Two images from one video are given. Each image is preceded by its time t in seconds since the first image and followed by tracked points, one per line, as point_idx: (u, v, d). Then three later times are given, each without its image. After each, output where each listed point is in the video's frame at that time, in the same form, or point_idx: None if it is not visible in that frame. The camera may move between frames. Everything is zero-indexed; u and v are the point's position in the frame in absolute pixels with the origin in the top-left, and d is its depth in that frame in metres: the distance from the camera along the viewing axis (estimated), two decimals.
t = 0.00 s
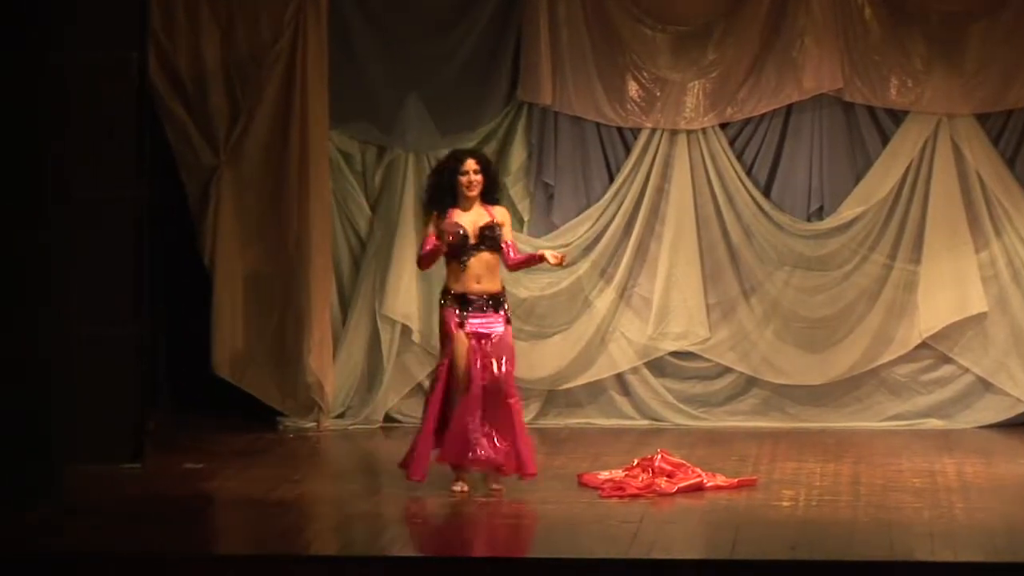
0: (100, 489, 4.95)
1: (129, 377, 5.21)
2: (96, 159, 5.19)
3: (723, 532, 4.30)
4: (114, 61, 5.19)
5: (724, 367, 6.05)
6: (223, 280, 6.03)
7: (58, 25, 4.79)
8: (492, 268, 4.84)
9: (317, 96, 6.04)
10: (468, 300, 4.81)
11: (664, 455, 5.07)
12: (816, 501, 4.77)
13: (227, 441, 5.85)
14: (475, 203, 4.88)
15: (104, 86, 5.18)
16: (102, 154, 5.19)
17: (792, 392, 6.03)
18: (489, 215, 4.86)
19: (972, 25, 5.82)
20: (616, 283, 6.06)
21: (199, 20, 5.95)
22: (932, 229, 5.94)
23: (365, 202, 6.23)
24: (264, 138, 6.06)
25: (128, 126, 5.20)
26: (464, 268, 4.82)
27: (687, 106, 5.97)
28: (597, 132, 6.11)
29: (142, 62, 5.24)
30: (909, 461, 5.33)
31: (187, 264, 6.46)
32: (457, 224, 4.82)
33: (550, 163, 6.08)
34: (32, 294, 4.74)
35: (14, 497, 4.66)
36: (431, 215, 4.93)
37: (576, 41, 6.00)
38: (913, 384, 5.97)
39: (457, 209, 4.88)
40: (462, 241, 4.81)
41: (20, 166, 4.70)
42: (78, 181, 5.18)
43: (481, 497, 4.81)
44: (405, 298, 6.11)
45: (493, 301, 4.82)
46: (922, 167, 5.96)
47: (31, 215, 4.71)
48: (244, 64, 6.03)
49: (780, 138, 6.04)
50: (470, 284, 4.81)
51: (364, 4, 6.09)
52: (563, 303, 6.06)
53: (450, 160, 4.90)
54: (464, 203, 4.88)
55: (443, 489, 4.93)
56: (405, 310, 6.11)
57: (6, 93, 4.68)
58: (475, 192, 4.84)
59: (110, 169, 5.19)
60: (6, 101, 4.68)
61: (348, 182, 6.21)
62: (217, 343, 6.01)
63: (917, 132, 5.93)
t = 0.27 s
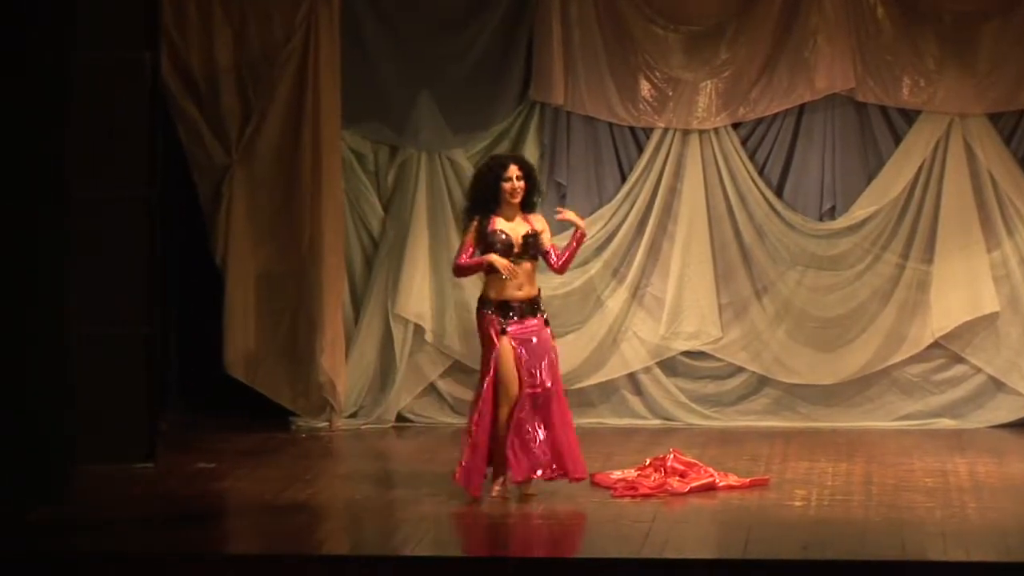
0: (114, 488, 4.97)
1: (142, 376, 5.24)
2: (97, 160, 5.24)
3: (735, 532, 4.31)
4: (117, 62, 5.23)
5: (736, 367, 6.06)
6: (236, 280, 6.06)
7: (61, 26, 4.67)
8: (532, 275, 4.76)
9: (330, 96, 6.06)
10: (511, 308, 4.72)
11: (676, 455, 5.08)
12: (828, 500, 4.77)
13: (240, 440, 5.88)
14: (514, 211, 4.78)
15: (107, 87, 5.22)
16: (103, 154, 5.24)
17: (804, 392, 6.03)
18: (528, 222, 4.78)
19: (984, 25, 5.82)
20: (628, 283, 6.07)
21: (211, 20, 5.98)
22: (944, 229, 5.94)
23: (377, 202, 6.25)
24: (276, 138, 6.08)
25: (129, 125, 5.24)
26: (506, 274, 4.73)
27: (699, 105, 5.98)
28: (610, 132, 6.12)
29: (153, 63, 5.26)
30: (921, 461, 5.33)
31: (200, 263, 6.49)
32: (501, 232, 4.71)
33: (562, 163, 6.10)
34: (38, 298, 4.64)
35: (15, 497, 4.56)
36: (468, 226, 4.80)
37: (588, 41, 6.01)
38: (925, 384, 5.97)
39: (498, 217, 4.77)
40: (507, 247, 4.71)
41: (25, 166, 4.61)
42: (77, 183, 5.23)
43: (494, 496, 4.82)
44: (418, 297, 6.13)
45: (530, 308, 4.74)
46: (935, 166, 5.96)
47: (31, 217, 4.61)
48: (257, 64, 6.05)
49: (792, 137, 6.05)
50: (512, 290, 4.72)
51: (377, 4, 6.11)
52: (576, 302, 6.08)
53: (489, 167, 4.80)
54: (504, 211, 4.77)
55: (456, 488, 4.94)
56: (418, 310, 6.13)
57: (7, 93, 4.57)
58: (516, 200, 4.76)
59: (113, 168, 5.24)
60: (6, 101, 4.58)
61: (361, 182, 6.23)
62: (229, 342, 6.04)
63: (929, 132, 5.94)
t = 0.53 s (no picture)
0: (108, 488, 4.96)
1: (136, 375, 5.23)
2: (97, 160, 5.23)
3: (730, 532, 4.30)
4: (118, 61, 5.22)
5: (731, 367, 6.05)
6: (230, 280, 6.05)
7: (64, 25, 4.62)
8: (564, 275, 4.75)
9: (325, 96, 6.05)
10: (546, 308, 4.70)
11: (671, 455, 5.07)
12: (823, 500, 4.77)
13: (235, 441, 5.87)
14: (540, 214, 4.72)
15: (108, 86, 5.22)
16: (103, 154, 5.23)
17: (799, 392, 6.03)
18: (554, 224, 4.74)
19: (979, 25, 5.82)
20: (623, 283, 6.07)
21: (206, 19, 5.97)
22: (939, 228, 5.94)
23: (372, 202, 6.24)
24: (271, 137, 6.07)
25: (128, 126, 5.23)
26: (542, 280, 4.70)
27: (694, 105, 5.97)
28: (605, 132, 6.12)
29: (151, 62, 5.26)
30: (916, 461, 5.33)
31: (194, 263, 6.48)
32: (534, 235, 4.65)
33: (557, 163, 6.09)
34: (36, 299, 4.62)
35: (15, 497, 4.58)
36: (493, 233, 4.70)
37: (583, 41, 6.01)
38: (920, 384, 5.97)
39: (527, 221, 4.69)
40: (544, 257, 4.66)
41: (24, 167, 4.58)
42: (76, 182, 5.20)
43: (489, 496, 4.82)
44: (413, 297, 6.13)
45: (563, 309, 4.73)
46: (930, 166, 5.96)
47: (30, 217, 4.59)
48: (251, 64, 6.03)
49: (788, 137, 6.04)
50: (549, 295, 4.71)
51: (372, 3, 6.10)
52: (571, 303, 6.08)
53: (512, 172, 4.71)
54: (531, 215, 4.70)
55: (451, 489, 4.93)
56: (413, 310, 6.12)
57: (7, 94, 4.57)
58: (542, 205, 4.69)
59: (111, 168, 5.23)
60: (6, 101, 4.58)
61: (356, 182, 6.22)
62: (224, 342, 6.04)
63: (924, 132, 5.93)
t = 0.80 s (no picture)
0: (98, 489, 4.95)
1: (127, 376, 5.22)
2: (94, 160, 5.23)
3: (721, 533, 4.30)
4: (110, 62, 5.21)
5: (722, 368, 6.06)
6: (220, 280, 6.03)
7: (60, 25, 4.58)
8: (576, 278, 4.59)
9: (315, 97, 6.04)
10: (557, 310, 4.55)
11: (662, 456, 5.07)
12: (814, 501, 4.77)
13: (225, 441, 5.86)
14: (555, 215, 4.55)
15: (102, 87, 5.21)
16: (101, 154, 5.23)
17: (790, 392, 6.03)
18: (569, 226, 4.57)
19: (970, 26, 5.82)
20: (614, 283, 6.06)
21: (197, 20, 5.96)
22: (930, 229, 5.94)
23: (363, 203, 6.23)
24: (262, 138, 6.06)
25: (125, 126, 5.22)
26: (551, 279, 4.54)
27: (685, 106, 5.97)
28: (595, 133, 6.11)
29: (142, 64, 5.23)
30: (908, 461, 5.33)
31: (185, 263, 6.47)
32: (547, 236, 4.50)
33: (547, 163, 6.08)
34: (28, 299, 4.54)
35: (14, 497, 4.49)
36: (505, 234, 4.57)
37: (574, 41, 6.00)
38: (910, 384, 5.97)
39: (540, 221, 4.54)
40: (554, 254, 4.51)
41: (20, 166, 4.52)
42: (77, 182, 5.22)
43: (480, 497, 4.82)
44: (404, 298, 6.12)
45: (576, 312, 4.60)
46: (920, 167, 5.96)
47: (30, 217, 4.52)
48: (242, 64, 6.02)
49: (778, 138, 6.04)
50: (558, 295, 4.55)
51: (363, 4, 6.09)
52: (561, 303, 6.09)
53: (528, 172, 4.54)
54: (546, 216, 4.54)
55: (442, 489, 4.93)
56: (405, 310, 6.12)
57: (6, 93, 4.50)
58: (557, 206, 4.53)
59: (104, 168, 5.23)
60: (6, 101, 4.51)
61: (347, 182, 6.21)
62: (215, 343, 6.02)
63: (915, 132, 5.94)
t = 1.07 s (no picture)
0: (92, 489, 4.94)
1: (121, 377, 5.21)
2: (91, 160, 5.22)
3: (716, 533, 4.30)
4: (104, 62, 5.20)
5: (716, 368, 6.06)
6: (214, 281, 6.02)
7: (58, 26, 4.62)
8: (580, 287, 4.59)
9: (310, 96, 6.03)
10: (552, 317, 4.56)
11: (656, 456, 5.06)
12: (809, 501, 4.77)
13: (219, 442, 5.85)
14: (567, 223, 4.59)
15: (97, 87, 5.20)
16: (99, 154, 5.22)
17: (784, 393, 6.03)
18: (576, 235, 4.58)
19: (964, 27, 5.83)
20: (609, 284, 6.06)
21: (191, 20, 5.95)
22: (925, 229, 5.95)
23: (358, 204, 6.22)
24: (256, 138, 6.05)
25: (124, 127, 5.21)
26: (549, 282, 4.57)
27: (679, 106, 5.98)
28: (590, 133, 6.11)
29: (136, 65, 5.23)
30: (902, 461, 5.33)
31: (179, 264, 6.46)
32: (551, 243, 4.55)
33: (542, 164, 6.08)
34: (25, 298, 4.57)
35: (14, 497, 4.54)
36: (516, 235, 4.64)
37: (569, 41, 6.00)
38: (904, 385, 5.98)
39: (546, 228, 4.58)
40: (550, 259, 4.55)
41: (20, 166, 4.56)
42: (75, 182, 5.22)
43: (474, 497, 4.81)
44: (398, 298, 6.11)
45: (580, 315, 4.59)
46: (914, 167, 5.97)
47: (29, 217, 4.56)
48: (236, 64, 6.01)
49: (773, 138, 6.04)
50: (557, 299, 4.56)
51: (357, 4, 6.09)
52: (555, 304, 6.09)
53: (541, 177, 4.58)
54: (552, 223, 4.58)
55: (436, 490, 4.92)
56: (399, 310, 6.11)
57: (6, 93, 4.54)
58: (569, 214, 4.57)
59: (100, 169, 5.22)
60: (5, 101, 4.55)
61: (341, 182, 6.21)
62: (209, 343, 6.01)
63: (909, 133, 5.94)
